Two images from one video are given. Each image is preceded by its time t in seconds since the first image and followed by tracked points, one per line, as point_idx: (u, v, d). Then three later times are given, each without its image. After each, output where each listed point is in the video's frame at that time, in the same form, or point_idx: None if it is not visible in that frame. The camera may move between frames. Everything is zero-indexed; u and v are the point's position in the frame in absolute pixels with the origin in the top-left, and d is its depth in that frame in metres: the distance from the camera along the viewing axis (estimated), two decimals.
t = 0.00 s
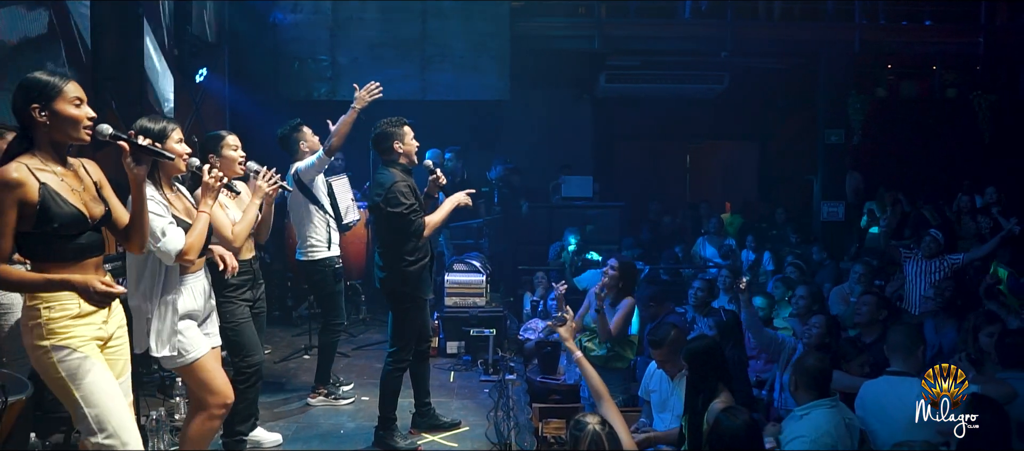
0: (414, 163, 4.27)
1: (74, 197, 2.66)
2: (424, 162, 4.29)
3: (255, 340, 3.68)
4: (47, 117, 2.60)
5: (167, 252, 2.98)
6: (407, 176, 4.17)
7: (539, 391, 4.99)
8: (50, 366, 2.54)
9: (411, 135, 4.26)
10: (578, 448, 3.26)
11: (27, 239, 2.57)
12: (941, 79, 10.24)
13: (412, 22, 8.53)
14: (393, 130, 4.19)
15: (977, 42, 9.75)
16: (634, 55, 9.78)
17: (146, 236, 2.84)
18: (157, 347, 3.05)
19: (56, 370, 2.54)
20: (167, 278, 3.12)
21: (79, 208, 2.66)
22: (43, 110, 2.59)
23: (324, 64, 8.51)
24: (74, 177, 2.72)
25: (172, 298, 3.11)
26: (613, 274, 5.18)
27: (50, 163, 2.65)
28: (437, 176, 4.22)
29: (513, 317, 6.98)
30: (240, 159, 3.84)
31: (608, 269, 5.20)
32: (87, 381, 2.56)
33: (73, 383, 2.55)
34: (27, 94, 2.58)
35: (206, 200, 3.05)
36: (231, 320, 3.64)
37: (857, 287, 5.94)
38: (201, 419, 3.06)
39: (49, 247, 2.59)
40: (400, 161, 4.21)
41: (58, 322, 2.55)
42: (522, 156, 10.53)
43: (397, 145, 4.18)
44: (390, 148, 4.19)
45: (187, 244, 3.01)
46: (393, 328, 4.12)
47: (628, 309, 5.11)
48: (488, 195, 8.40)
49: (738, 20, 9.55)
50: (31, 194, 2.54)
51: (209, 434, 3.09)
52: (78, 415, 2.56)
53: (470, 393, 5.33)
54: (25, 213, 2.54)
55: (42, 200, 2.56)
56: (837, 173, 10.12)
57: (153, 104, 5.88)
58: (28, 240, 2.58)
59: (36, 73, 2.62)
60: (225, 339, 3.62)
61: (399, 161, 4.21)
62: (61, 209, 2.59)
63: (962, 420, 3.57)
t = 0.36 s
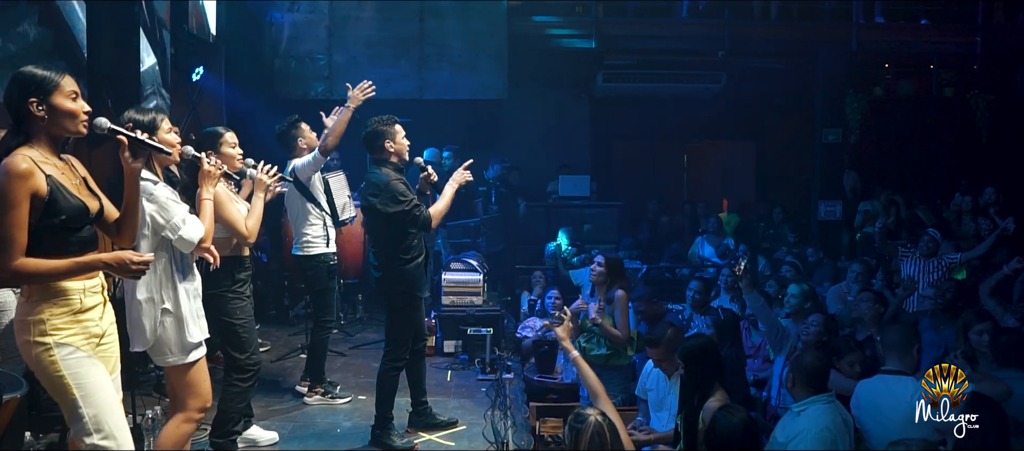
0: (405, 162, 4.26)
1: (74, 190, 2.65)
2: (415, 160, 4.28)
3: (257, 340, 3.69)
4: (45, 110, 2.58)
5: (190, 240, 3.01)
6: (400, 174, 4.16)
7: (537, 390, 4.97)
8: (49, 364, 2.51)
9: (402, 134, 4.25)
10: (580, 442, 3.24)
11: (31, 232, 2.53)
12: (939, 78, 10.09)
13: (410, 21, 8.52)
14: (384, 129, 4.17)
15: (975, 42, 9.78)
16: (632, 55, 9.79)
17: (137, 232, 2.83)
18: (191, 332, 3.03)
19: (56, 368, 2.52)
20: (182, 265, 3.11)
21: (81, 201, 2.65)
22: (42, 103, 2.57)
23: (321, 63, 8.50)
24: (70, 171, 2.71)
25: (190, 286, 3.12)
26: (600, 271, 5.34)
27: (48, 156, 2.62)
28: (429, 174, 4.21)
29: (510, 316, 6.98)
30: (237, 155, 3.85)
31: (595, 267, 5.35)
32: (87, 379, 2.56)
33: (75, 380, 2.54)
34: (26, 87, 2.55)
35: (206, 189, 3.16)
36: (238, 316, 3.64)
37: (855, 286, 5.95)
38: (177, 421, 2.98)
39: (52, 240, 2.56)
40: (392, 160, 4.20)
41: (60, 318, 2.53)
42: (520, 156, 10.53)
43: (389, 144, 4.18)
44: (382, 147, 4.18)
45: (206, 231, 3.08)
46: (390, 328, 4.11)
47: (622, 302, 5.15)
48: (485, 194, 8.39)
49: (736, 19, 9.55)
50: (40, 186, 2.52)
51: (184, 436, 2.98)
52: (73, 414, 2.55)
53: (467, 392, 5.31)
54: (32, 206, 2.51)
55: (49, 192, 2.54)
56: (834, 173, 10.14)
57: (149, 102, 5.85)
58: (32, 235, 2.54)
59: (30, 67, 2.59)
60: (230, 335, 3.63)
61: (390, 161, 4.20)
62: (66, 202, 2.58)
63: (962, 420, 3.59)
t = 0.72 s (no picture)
0: (405, 162, 4.24)
1: (61, 189, 2.64)
2: (415, 160, 4.27)
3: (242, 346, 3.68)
4: (35, 105, 2.58)
5: (175, 239, 2.98)
6: (399, 175, 4.15)
7: (539, 391, 4.96)
8: (12, 365, 2.50)
9: (401, 133, 4.23)
10: (590, 440, 3.22)
11: (13, 228, 2.54)
12: (941, 77, 10.02)
13: (411, 21, 8.50)
14: (383, 129, 4.16)
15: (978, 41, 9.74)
16: (632, 54, 9.77)
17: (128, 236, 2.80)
18: (184, 334, 3.02)
19: (19, 369, 2.51)
20: (170, 267, 3.08)
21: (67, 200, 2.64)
22: (32, 98, 2.57)
23: (321, 63, 8.46)
24: (60, 170, 2.70)
25: (180, 288, 3.10)
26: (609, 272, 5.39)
27: (38, 154, 2.63)
28: (429, 174, 4.20)
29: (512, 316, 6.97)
30: (237, 152, 3.83)
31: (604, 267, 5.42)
32: (44, 388, 2.53)
33: (32, 386, 2.52)
34: (17, 81, 2.55)
35: (200, 188, 3.13)
36: (229, 322, 3.63)
37: (857, 286, 5.94)
38: (156, 432, 2.96)
39: (35, 238, 2.56)
40: (391, 160, 4.19)
41: (33, 319, 2.52)
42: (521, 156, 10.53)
43: (388, 144, 4.16)
44: (381, 147, 4.16)
45: (192, 231, 3.05)
46: (391, 328, 4.10)
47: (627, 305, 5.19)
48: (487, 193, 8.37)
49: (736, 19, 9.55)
50: (21, 182, 2.52)
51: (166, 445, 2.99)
52: (20, 420, 2.53)
53: (469, 392, 5.31)
54: (14, 200, 2.52)
55: (32, 188, 2.54)
56: (835, 173, 10.14)
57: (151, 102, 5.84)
58: (15, 231, 2.54)
59: (24, 61, 2.60)
60: (213, 341, 3.60)
61: (390, 160, 4.19)
62: (49, 200, 2.57)
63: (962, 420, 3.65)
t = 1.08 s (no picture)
0: (413, 162, 4.25)
1: (62, 191, 2.64)
2: (423, 161, 4.27)
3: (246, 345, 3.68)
4: (38, 107, 2.60)
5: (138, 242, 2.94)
6: (407, 175, 4.15)
7: (548, 391, 4.96)
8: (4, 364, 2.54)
9: (410, 134, 4.23)
10: (603, 439, 3.21)
11: (19, 231, 2.58)
12: (952, 76, 10.06)
13: (420, 21, 8.51)
14: (391, 129, 4.16)
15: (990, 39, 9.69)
16: (640, 54, 9.77)
17: (144, 234, 2.81)
18: (148, 339, 3.00)
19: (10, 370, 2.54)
20: (153, 268, 3.07)
21: (67, 203, 2.65)
22: (35, 100, 2.59)
23: (330, 63, 8.49)
24: (68, 171, 2.71)
25: (161, 290, 3.08)
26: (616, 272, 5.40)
27: (42, 156, 2.64)
28: (438, 174, 4.20)
29: (521, 317, 6.97)
30: (242, 154, 3.82)
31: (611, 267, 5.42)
32: (32, 391, 2.54)
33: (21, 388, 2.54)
34: (21, 84, 2.58)
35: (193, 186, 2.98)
36: (227, 323, 3.61)
37: (868, 287, 5.91)
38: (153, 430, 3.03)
39: (35, 241, 2.58)
40: (400, 161, 4.19)
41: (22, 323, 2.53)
42: (529, 156, 10.52)
43: (396, 145, 4.16)
44: (390, 149, 4.17)
45: (166, 234, 2.93)
46: (402, 327, 4.10)
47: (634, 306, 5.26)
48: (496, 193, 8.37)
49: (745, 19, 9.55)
50: (15, 185, 2.55)
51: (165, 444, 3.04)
52: (14, 418, 2.58)
53: (478, 392, 5.31)
54: (12, 203, 2.55)
55: (26, 191, 2.56)
56: (845, 173, 10.10)
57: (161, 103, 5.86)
58: (18, 232, 2.58)
59: (31, 63, 2.63)
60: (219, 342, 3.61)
61: (399, 162, 4.19)
62: (46, 203, 2.58)
63: (963, 420, 3.65)
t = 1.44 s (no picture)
0: (424, 161, 4.26)
1: (85, 188, 2.66)
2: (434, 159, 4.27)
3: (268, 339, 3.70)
4: (60, 106, 2.61)
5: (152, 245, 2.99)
6: (418, 173, 4.15)
7: (558, 390, 4.93)
8: (54, 361, 2.54)
9: (421, 133, 4.24)
10: (616, 432, 3.21)
11: (42, 228, 2.60)
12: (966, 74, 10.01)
13: (431, 21, 8.53)
14: (402, 128, 4.16)
15: (1005, 38, 9.60)
16: (651, 54, 9.75)
17: (164, 226, 2.85)
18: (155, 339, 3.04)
19: (61, 365, 2.54)
20: (167, 269, 3.10)
21: (91, 199, 2.66)
22: (56, 99, 2.61)
23: (341, 63, 8.51)
24: (90, 168, 2.72)
25: (169, 291, 3.08)
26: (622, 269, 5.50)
27: (65, 154, 2.66)
28: (448, 171, 4.20)
29: (531, 316, 6.96)
30: (254, 153, 3.84)
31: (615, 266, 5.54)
32: (88, 382, 2.54)
33: (75, 382, 2.54)
34: (42, 84, 2.60)
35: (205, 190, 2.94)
36: (252, 318, 3.65)
37: (881, 287, 5.86)
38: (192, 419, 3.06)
39: (61, 237, 2.60)
40: (411, 160, 4.20)
41: (62, 317, 2.54)
42: (540, 155, 10.52)
43: (408, 143, 4.17)
44: (401, 147, 4.17)
45: (175, 238, 2.91)
46: (414, 324, 4.10)
47: (644, 299, 5.12)
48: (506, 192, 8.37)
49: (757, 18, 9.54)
50: (39, 184, 2.57)
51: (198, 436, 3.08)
52: (75, 415, 2.56)
53: (488, 390, 5.31)
54: (36, 202, 2.57)
55: (50, 189, 2.57)
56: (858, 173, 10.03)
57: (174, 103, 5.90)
58: (44, 231, 2.60)
59: (52, 63, 2.65)
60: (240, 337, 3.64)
61: (410, 160, 4.20)
62: (69, 200, 2.59)
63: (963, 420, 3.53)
